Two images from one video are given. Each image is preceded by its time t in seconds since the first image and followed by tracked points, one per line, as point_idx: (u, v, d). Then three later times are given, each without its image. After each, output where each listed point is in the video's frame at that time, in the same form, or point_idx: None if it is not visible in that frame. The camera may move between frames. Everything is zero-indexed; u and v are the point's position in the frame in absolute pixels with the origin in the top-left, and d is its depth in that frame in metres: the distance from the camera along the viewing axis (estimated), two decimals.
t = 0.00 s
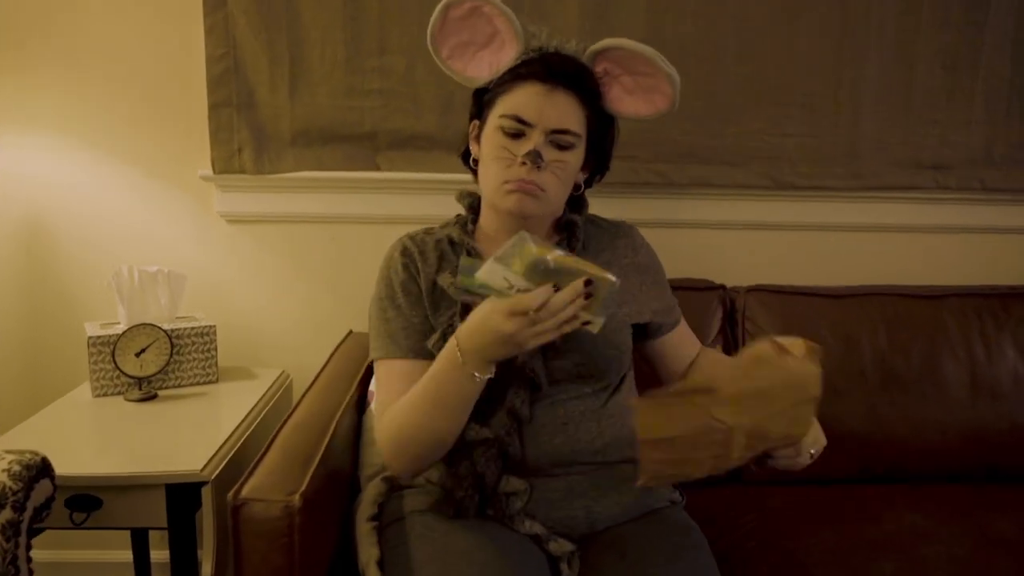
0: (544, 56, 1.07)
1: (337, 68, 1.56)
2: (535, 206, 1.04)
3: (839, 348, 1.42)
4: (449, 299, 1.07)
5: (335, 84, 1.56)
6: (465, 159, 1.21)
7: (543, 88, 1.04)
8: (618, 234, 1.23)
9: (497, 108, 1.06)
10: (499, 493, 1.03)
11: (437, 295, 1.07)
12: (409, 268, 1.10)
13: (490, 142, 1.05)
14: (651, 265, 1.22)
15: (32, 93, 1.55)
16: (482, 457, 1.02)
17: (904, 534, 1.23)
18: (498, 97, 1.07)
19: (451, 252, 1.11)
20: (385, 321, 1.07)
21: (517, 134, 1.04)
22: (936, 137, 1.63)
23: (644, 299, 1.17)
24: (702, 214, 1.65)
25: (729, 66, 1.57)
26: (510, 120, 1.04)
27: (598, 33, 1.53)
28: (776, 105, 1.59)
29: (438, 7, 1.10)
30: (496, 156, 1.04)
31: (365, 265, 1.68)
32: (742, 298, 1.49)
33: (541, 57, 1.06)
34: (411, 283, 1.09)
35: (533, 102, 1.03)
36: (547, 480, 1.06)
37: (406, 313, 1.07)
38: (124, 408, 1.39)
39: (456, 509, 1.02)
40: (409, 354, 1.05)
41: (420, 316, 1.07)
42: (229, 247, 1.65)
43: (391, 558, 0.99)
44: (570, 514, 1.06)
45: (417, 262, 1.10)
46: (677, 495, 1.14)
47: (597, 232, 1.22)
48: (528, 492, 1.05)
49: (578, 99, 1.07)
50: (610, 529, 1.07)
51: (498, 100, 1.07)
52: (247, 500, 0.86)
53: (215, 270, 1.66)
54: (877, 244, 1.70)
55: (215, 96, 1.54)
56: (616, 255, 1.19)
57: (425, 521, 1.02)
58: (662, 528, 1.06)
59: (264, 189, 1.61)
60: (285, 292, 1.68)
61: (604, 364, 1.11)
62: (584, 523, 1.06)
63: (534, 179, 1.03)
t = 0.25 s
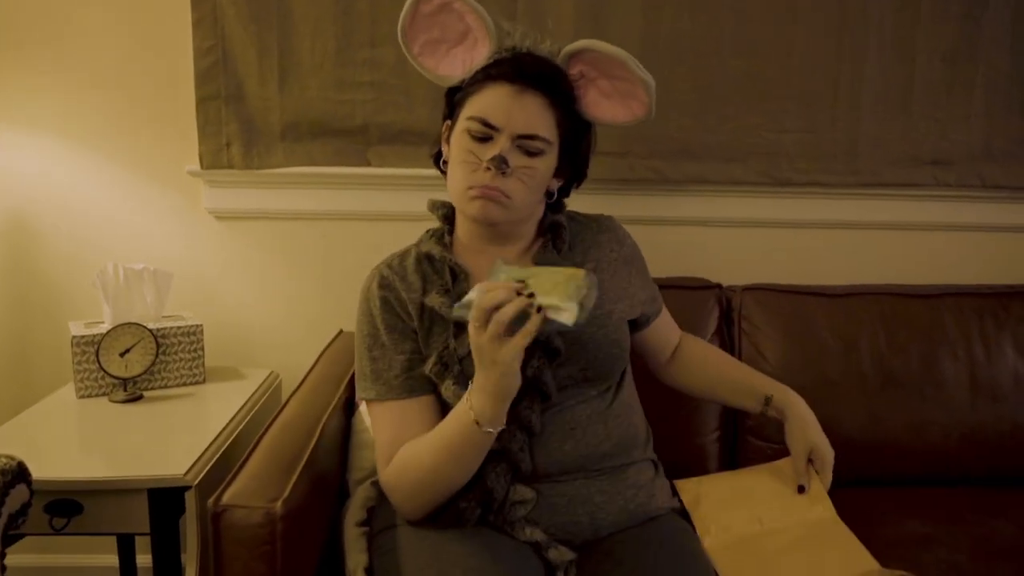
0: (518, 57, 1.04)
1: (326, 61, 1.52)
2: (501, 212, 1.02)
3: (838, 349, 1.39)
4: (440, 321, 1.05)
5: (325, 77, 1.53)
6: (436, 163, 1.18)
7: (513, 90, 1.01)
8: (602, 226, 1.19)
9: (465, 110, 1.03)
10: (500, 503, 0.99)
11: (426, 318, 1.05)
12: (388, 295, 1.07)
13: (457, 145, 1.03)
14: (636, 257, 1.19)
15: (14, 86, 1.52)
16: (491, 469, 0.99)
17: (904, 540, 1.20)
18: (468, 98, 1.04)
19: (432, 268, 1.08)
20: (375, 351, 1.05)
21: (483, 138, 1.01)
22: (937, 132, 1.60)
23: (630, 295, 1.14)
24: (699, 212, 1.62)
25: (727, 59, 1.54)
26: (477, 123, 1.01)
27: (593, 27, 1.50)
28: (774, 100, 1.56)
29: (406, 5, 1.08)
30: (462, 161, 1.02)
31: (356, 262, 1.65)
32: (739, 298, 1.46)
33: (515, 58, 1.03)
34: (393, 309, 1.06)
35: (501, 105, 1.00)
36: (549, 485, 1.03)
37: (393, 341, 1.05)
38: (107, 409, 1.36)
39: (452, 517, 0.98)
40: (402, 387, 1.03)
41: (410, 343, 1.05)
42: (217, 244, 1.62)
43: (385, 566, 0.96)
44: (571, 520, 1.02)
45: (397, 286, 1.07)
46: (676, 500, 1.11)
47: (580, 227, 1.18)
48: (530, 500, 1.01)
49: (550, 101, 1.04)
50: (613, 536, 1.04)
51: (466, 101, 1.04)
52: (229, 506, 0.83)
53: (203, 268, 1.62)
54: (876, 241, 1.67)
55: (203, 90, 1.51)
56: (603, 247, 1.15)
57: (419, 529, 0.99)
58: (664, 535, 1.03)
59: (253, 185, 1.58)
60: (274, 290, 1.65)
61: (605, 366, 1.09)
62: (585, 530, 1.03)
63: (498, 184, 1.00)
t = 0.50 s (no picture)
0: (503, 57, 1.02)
1: (303, 60, 1.51)
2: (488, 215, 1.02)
3: (822, 337, 1.39)
4: (417, 319, 1.05)
5: (302, 76, 1.52)
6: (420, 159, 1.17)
7: (500, 93, 1.00)
8: (587, 228, 1.17)
9: (450, 111, 1.02)
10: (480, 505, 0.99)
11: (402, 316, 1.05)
12: (365, 292, 1.07)
13: (444, 146, 1.02)
14: (622, 259, 1.17)
15: None
16: (471, 471, 0.99)
17: (892, 530, 1.21)
18: (453, 96, 1.03)
19: (411, 266, 1.08)
20: (350, 350, 1.05)
21: (470, 141, 1.00)
22: (918, 118, 1.59)
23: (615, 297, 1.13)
24: (682, 202, 1.62)
25: (706, 50, 1.53)
26: (462, 125, 1.00)
27: (570, 20, 1.50)
28: (754, 89, 1.56)
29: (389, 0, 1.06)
30: (449, 163, 1.01)
31: (338, 260, 1.64)
32: (723, 288, 1.46)
33: (501, 57, 1.01)
34: (370, 307, 1.06)
35: (490, 109, 1.00)
36: (530, 486, 1.03)
37: (371, 339, 1.05)
38: (90, 416, 1.35)
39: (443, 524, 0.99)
40: (374, 383, 1.03)
41: (386, 341, 1.05)
42: (198, 245, 1.61)
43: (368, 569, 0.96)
44: (554, 519, 1.02)
45: (376, 283, 1.07)
46: (662, 495, 1.11)
47: (564, 227, 1.17)
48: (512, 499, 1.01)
49: (535, 103, 1.03)
50: (598, 533, 1.03)
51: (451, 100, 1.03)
52: (209, 518, 0.83)
53: (185, 270, 1.62)
54: (859, 228, 1.67)
55: (179, 92, 1.50)
56: (587, 250, 1.13)
57: (404, 532, 0.99)
58: (647, 530, 1.02)
59: (232, 187, 1.57)
60: (257, 290, 1.64)
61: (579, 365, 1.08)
62: (570, 528, 1.02)
63: (485, 189, 1.00)
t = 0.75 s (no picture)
0: (443, 70, 0.95)
1: (299, 57, 1.48)
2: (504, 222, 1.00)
3: (824, 347, 1.36)
4: (412, 310, 1.03)
5: (297, 74, 1.49)
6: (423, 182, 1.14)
7: (455, 110, 0.96)
8: (609, 248, 1.08)
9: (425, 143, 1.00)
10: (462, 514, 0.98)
11: (398, 304, 1.04)
12: (370, 276, 1.07)
13: (435, 176, 1.00)
14: (648, 282, 1.08)
15: None
16: (455, 479, 0.99)
17: (892, 547, 1.18)
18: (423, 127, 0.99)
19: (419, 255, 1.07)
20: (348, 335, 1.05)
21: (455, 165, 0.98)
22: (924, 125, 1.57)
23: (624, 319, 1.04)
24: (683, 207, 1.59)
25: (708, 52, 1.51)
26: (441, 156, 0.98)
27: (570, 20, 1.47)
28: (757, 94, 1.53)
29: (314, 71, 1.03)
30: (447, 192, 1.00)
31: (332, 262, 1.61)
32: (723, 295, 1.43)
33: (439, 72, 0.95)
34: (372, 291, 1.06)
35: (455, 131, 0.96)
36: (518, 498, 1.01)
37: (367, 325, 1.04)
38: (76, 417, 1.32)
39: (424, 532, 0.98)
40: (365, 368, 1.03)
41: (381, 327, 1.04)
42: (191, 245, 1.58)
43: None
44: (543, 534, 0.99)
45: (381, 269, 1.07)
46: (659, 512, 1.08)
47: (583, 243, 1.08)
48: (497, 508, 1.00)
49: (498, 97, 0.96)
50: (589, 549, 1.00)
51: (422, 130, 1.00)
52: (190, 529, 0.80)
53: (176, 269, 1.59)
54: (862, 236, 1.65)
55: (172, 89, 1.47)
56: (596, 268, 1.06)
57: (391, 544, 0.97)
58: (639, 549, 0.99)
59: (225, 185, 1.54)
60: (251, 290, 1.61)
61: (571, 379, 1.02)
62: (560, 543, 1.00)
63: (489, 202, 0.98)
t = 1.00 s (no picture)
0: (398, 86, 0.94)
1: (289, 52, 1.45)
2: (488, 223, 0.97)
3: (823, 349, 1.34)
4: (412, 314, 1.00)
5: (287, 69, 1.46)
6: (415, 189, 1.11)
7: (413, 123, 0.94)
8: (613, 246, 1.05)
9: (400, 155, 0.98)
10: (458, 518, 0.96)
11: (397, 308, 1.01)
12: (367, 281, 1.04)
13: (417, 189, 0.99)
14: (652, 281, 1.05)
15: None
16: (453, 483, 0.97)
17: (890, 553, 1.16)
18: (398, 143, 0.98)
19: (418, 258, 1.05)
20: (346, 341, 1.02)
21: (428, 175, 0.96)
22: (923, 123, 1.54)
23: (627, 319, 1.02)
24: (679, 205, 1.57)
25: (705, 48, 1.48)
26: (414, 168, 0.96)
27: (565, 15, 1.45)
28: (754, 91, 1.51)
29: (285, 106, 1.04)
30: (430, 201, 0.98)
31: (323, 260, 1.58)
32: (719, 294, 1.41)
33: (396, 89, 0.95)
34: (370, 296, 1.03)
35: (417, 144, 0.94)
36: (514, 502, 0.98)
37: (364, 330, 1.01)
38: (59, 418, 1.30)
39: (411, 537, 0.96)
40: (363, 376, 1.00)
41: (378, 334, 1.01)
42: (180, 242, 1.55)
43: None
44: (538, 537, 0.97)
45: (379, 272, 1.04)
46: (656, 517, 1.05)
47: (587, 242, 1.06)
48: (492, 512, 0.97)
49: (460, 97, 0.93)
50: (583, 555, 0.98)
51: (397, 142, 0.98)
52: (170, 535, 0.78)
53: (165, 267, 1.56)
54: (860, 235, 1.62)
55: (159, 83, 1.44)
56: (600, 267, 1.03)
57: (381, 550, 0.95)
58: (635, 554, 0.96)
59: (213, 182, 1.52)
60: (240, 289, 1.59)
61: (576, 382, 0.99)
62: (554, 549, 0.97)
63: (468, 206, 0.96)
